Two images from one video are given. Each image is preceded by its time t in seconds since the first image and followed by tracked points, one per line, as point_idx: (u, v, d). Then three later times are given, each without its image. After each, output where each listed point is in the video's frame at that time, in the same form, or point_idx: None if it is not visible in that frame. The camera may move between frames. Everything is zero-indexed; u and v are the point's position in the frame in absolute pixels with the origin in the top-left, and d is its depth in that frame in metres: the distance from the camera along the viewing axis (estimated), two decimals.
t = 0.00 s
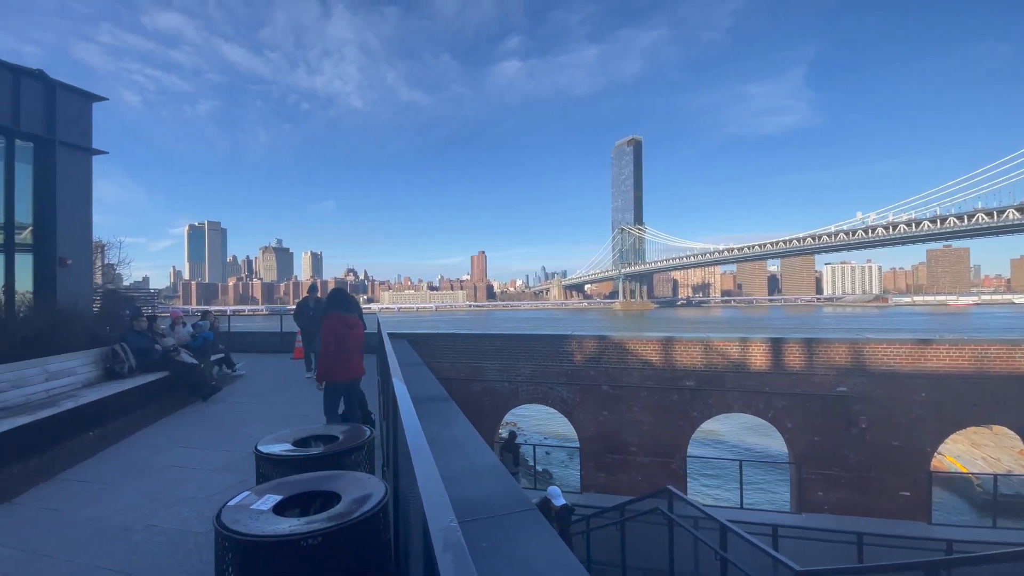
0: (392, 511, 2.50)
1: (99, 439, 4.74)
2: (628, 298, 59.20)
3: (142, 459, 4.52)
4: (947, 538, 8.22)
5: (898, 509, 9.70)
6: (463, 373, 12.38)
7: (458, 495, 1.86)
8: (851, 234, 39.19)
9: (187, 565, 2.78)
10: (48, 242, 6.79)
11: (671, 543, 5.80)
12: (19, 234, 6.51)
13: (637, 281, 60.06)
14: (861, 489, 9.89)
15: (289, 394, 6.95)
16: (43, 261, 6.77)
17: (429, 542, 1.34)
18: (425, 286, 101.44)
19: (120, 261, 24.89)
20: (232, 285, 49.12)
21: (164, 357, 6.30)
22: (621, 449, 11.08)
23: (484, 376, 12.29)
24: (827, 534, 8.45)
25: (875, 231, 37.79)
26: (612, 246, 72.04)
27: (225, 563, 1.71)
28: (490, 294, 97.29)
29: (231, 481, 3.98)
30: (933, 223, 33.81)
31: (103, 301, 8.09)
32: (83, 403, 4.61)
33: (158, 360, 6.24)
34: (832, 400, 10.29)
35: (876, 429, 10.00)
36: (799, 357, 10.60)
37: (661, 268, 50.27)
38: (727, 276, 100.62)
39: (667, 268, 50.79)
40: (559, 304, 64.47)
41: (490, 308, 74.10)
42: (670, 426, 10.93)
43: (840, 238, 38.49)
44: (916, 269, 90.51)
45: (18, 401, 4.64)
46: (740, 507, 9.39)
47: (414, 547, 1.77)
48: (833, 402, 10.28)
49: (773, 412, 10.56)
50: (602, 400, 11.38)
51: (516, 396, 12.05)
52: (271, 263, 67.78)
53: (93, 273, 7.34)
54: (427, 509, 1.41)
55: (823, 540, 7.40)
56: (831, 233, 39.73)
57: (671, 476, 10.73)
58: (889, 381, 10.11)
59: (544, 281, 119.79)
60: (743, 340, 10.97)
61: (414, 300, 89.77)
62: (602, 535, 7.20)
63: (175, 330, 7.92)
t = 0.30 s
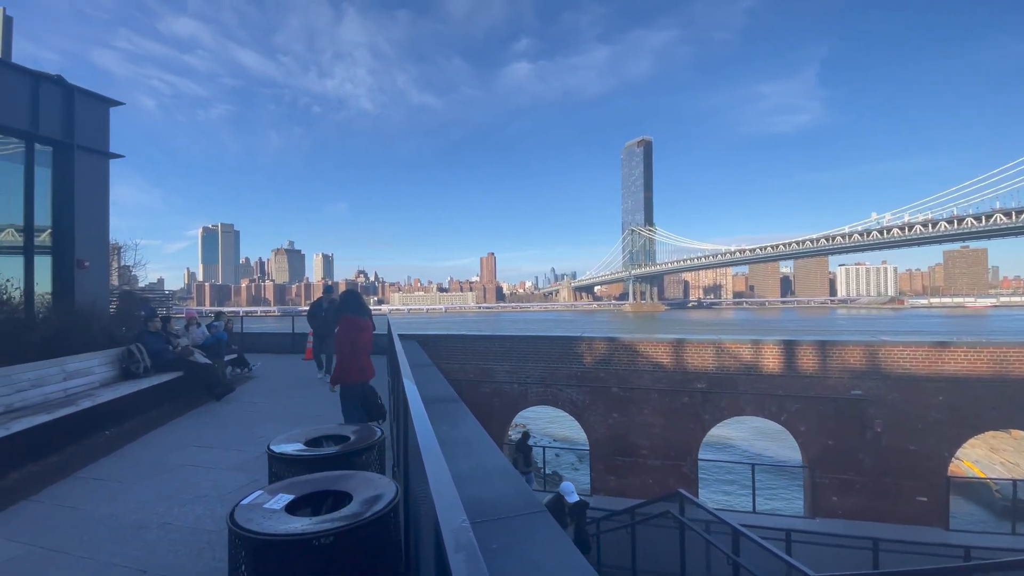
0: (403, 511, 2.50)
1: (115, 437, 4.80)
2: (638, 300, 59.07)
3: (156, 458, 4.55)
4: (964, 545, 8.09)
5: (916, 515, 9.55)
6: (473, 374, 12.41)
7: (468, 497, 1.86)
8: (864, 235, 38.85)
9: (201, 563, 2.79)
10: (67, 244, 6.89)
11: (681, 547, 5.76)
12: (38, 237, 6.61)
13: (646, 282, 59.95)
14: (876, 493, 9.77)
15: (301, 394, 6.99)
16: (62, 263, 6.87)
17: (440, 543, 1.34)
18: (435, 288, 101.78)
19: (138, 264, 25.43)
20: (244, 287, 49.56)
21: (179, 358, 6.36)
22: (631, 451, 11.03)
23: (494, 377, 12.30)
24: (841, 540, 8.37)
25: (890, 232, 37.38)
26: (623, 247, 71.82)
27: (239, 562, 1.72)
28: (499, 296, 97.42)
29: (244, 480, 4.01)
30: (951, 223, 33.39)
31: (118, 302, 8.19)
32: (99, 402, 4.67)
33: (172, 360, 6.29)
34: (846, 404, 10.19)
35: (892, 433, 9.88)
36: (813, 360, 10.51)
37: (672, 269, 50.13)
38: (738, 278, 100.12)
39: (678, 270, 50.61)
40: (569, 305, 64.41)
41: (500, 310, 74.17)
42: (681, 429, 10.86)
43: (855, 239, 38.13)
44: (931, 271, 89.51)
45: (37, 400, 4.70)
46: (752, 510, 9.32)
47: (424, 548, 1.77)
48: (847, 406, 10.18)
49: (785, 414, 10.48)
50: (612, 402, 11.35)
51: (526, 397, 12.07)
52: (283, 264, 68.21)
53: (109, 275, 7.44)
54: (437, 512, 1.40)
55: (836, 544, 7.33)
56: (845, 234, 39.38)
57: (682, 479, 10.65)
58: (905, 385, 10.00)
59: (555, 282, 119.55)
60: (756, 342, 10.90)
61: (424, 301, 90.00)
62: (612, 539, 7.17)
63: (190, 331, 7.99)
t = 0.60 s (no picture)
0: (408, 515, 2.50)
1: (123, 439, 4.82)
2: (644, 304, 58.97)
3: (164, 460, 4.57)
4: (975, 553, 8.01)
5: (926, 524, 9.46)
6: (478, 378, 12.42)
7: (473, 500, 1.86)
8: (871, 239, 38.71)
9: (207, 565, 2.79)
10: (77, 248, 6.94)
11: (688, 554, 5.71)
12: (49, 240, 6.65)
13: (652, 286, 59.88)
14: (885, 500, 9.68)
15: (307, 398, 7.00)
16: (72, 266, 6.91)
17: (446, 546, 1.33)
18: (440, 291, 101.93)
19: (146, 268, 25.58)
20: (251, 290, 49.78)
21: (186, 360, 6.39)
22: (637, 456, 10.99)
23: (499, 381, 12.31)
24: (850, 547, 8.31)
25: (898, 236, 37.19)
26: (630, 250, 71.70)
27: (245, 564, 1.72)
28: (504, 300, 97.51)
29: (250, 482, 4.01)
30: (960, 227, 33.20)
31: (127, 305, 8.24)
32: (108, 403, 4.69)
33: (180, 362, 6.32)
34: (854, 409, 10.13)
35: (901, 439, 9.81)
36: (820, 365, 10.47)
37: (677, 273, 50.06)
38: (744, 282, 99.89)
39: (683, 274, 50.55)
40: (574, 309, 64.37)
41: (505, 313, 74.15)
42: (687, 434, 10.81)
43: (863, 243, 37.96)
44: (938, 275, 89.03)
45: (46, 402, 4.73)
46: (759, 516, 9.26)
47: (430, 552, 1.77)
48: (855, 411, 10.12)
49: (792, 420, 10.43)
50: (618, 407, 11.32)
51: (531, 401, 12.07)
52: (289, 267, 68.53)
53: (119, 277, 7.49)
54: (443, 515, 1.40)
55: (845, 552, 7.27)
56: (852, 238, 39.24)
57: (689, 485, 10.61)
58: (914, 390, 9.94)
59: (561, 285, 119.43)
60: (762, 347, 10.86)
61: (429, 305, 90.13)
62: (617, 546, 7.13)
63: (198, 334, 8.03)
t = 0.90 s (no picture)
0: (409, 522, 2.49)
1: (125, 444, 4.82)
2: (646, 310, 58.94)
3: (165, 465, 4.57)
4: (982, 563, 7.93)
5: (932, 532, 9.39)
6: (480, 384, 12.41)
7: (475, 507, 1.85)
8: (873, 245, 38.69)
9: (208, 571, 2.78)
10: (82, 252, 6.96)
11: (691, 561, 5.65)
12: (54, 245, 6.69)
13: (654, 292, 59.88)
14: (890, 509, 9.62)
15: (308, 403, 6.99)
16: (77, 271, 6.93)
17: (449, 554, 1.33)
18: (443, 297, 102.04)
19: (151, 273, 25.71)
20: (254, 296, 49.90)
21: (189, 365, 6.40)
22: (640, 463, 10.95)
23: (501, 388, 12.29)
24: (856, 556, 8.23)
25: (901, 242, 37.09)
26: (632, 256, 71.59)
27: (246, 570, 1.72)
28: (506, 305, 97.58)
29: (252, 488, 4.00)
30: (962, 234, 33.17)
31: (130, 310, 8.26)
32: (112, 408, 4.70)
33: (182, 367, 6.33)
34: (858, 416, 10.09)
35: (906, 448, 9.76)
36: (824, 372, 10.43)
37: (679, 279, 50.05)
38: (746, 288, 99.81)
39: (685, 280, 50.54)
40: (576, 316, 64.35)
41: (507, 319, 74.11)
42: (690, 441, 10.77)
43: (865, 249, 37.87)
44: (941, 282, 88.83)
45: (50, 406, 4.73)
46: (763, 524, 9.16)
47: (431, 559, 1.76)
48: (860, 419, 10.08)
49: (796, 427, 10.38)
50: (620, 413, 11.28)
51: (533, 408, 12.05)
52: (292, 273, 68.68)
53: (123, 282, 7.51)
54: (445, 523, 1.39)
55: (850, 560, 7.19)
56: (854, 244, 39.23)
57: (692, 493, 10.56)
58: (919, 398, 9.89)
59: (563, 291, 119.27)
60: (766, 354, 10.83)
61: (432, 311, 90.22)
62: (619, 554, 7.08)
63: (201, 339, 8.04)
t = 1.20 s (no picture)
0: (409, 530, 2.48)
1: (124, 451, 4.80)
2: (646, 317, 58.94)
3: (165, 472, 4.55)
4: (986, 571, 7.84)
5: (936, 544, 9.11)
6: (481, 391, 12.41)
7: (476, 515, 1.84)
8: (874, 253, 38.74)
9: None
10: (84, 260, 6.97)
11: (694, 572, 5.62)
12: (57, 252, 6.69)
13: (654, 300, 59.90)
14: (894, 520, 9.41)
15: (308, 411, 6.98)
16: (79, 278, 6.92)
17: (451, 564, 1.32)
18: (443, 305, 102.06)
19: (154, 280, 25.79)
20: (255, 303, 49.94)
21: (190, 372, 6.40)
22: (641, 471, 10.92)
23: (502, 395, 12.29)
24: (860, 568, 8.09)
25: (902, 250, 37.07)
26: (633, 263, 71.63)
27: None
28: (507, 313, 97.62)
29: (252, 496, 3.98)
30: (962, 242, 33.24)
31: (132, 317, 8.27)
32: (112, 414, 4.69)
33: (183, 374, 6.33)
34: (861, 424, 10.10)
35: (910, 457, 9.76)
36: (827, 380, 10.40)
37: (680, 287, 50.06)
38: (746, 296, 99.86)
39: (686, 287, 50.56)
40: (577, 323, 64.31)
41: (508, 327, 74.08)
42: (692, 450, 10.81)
43: (866, 257, 37.94)
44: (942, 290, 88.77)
45: (51, 413, 4.73)
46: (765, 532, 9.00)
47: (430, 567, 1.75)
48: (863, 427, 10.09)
49: (797, 436, 10.39)
50: (623, 421, 11.35)
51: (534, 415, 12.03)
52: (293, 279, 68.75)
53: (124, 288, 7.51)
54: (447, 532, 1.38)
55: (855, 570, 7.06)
56: (854, 252, 39.27)
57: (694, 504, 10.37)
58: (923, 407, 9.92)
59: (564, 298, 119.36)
60: (768, 361, 10.83)
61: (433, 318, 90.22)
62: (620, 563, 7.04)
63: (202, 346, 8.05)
